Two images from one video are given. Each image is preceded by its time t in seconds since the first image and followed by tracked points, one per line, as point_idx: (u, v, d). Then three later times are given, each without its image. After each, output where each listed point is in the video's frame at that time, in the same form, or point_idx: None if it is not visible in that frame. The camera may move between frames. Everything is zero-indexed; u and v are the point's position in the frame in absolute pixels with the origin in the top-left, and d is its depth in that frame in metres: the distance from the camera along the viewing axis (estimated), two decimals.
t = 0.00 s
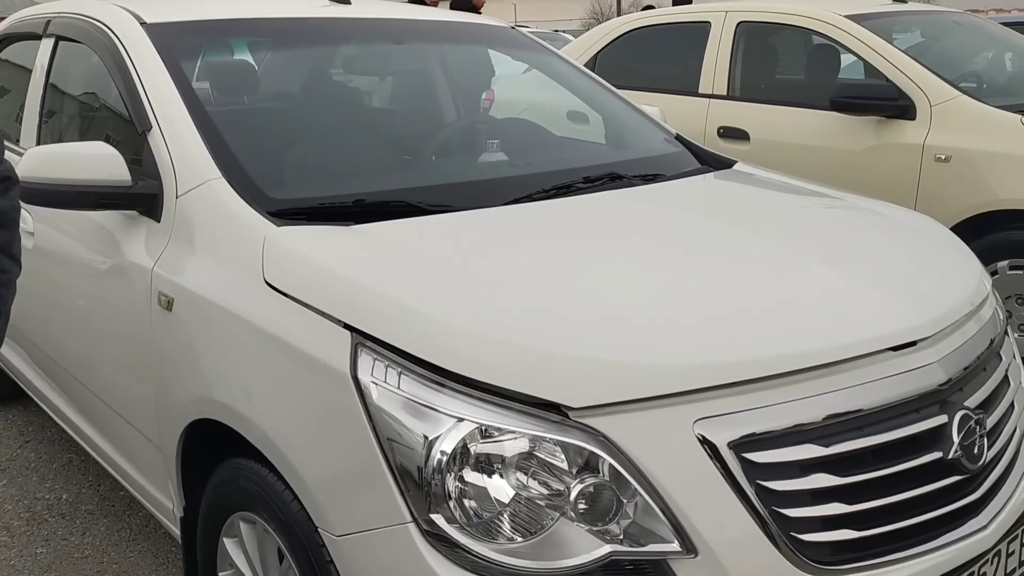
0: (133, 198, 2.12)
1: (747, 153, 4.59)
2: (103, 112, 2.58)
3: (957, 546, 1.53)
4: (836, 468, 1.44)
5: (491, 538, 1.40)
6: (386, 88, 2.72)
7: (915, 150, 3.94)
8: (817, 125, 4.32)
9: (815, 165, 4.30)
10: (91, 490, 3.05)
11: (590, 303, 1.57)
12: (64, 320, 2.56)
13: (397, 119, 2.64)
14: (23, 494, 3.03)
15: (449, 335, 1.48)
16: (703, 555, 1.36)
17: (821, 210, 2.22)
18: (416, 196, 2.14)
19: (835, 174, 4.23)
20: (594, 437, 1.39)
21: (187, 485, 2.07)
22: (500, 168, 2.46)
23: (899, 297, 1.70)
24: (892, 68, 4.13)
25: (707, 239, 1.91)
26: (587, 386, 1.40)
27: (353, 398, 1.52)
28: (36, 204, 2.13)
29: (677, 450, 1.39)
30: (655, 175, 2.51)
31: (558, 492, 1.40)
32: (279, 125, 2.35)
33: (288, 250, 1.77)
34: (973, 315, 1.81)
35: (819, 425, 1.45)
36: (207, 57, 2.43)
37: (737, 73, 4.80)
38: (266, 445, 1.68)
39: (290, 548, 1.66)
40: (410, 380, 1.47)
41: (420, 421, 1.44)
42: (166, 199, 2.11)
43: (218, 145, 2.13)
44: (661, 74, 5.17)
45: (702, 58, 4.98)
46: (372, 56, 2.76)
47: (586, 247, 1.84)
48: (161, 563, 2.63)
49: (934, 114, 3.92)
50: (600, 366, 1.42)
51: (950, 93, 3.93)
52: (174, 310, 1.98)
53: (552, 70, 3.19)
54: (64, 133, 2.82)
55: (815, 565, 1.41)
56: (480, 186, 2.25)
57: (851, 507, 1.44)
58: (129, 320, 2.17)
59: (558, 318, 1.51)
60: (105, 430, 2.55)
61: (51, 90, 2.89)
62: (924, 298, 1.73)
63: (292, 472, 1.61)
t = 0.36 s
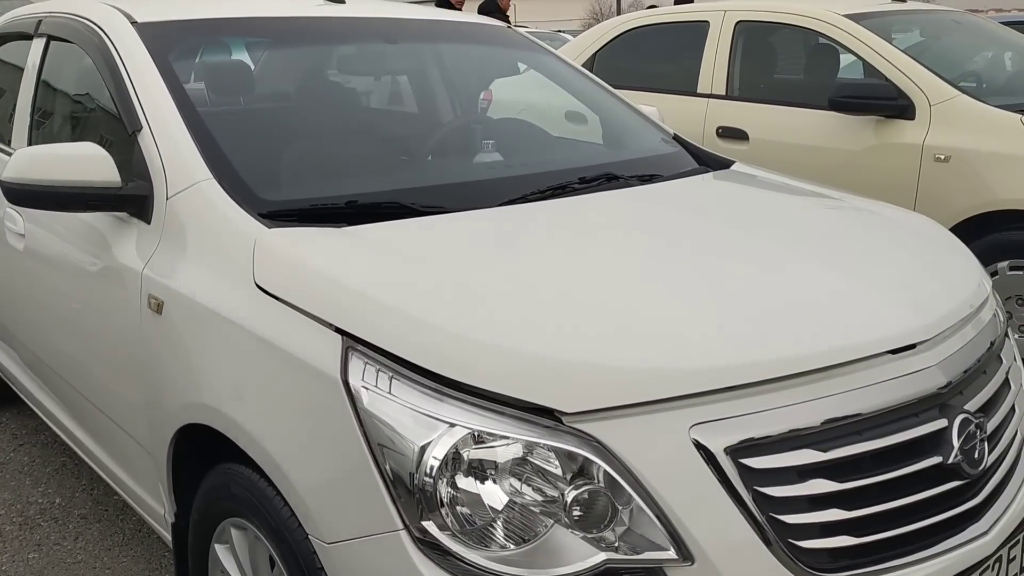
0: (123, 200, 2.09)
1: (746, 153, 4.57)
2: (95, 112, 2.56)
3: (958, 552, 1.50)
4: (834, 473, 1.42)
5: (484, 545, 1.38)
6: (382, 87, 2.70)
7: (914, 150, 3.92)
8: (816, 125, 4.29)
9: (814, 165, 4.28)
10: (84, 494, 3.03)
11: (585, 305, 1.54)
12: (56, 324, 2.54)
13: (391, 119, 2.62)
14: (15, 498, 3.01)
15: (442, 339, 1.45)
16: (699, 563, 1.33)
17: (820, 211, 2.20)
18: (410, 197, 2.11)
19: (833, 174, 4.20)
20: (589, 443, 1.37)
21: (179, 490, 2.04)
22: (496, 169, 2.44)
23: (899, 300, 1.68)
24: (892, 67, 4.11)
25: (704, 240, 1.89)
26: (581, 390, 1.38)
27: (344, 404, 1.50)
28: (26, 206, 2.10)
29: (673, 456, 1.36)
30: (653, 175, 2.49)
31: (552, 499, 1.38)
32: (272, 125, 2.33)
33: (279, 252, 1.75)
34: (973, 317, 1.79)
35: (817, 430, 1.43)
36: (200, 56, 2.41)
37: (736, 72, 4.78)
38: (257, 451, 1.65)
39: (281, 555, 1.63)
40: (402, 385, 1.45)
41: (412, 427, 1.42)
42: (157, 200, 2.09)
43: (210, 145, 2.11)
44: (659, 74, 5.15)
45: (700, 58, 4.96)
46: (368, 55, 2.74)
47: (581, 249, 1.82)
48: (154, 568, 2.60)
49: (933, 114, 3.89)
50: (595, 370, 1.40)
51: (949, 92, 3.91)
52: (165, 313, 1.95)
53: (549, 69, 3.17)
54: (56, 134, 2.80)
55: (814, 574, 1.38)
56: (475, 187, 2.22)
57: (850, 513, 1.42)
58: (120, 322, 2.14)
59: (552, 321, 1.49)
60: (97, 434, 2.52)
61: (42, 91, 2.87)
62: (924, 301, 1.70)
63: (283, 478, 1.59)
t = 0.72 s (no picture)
0: (128, 204, 2.07)
1: (749, 155, 4.56)
2: (98, 115, 2.54)
3: (976, 560, 1.49)
4: (851, 480, 1.41)
5: (498, 555, 1.36)
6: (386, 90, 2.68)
7: (919, 152, 3.91)
8: (819, 126, 4.28)
9: (817, 167, 4.27)
10: (87, 499, 3.01)
11: (599, 310, 1.53)
12: (59, 329, 2.52)
13: (396, 122, 2.60)
14: (18, 503, 2.99)
15: (454, 345, 1.44)
16: (716, 571, 1.31)
17: (830, 214, 2.19)
18: (418, 200, 2.10)
19: (837, 175, 4.19)
20: (603, 450, 1.35)
21: (185, 497, 2.02)
22: (503, 172, 2.42)
23: (913, 304, 1.66)
24: (896, 69, 4.09)
25: (715, 244, 1.88)
26: (596, 397, 1.36)
27: (354, 411, 1.48)
28: (30, 210, 2.09)
29: (689, 464, 1.35)
30: (660, 178, 2.47)
31: (566, 507, 1.36)
32: (276, 128, 2.31)
33: (287, 257, 1.73)
34: (988, 322, 1.78)
35: (834, 437, 1.41)
36: (203, 59, 2.39)
37: (738, 74, 4.77)
38: (265, 458, 1.63)
39: (290, 563, 1.61)
40: (414, 392, 1.43)
41: (425, 435, 1.40)
42: (162, 204, 2.07)
43: (215, 149, 2.09)
44: (662, 75, 5.13)
45: (703, 59, 4.94)
46: (372, 58, 2.72)
47: (592, 254, 1.80)
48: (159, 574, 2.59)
49: (938, 115, 3.88)
50: (610, 376, 1.38)
51: (954, 94, 3.89)
52: (171, 318, 1.93)
53: (553, 70, 3.16)
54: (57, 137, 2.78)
55: None
56: (483, 190, 2.21)
57: (868, 521, 1.40)
58: (125, 328, 2.13)
59: (566, 327, 1.47)
60: (101, 439, 2.51)
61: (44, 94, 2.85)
62: (939, 305, 1.69)
63: (292, 485, 1.57)
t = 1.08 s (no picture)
0: (136, 206, 2.06)
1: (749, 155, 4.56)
2: (101, 117, 2.52)
3: (995, 559, 1.49)
4: (871, 480, 1.41)
5: (519, 557, 1.36)
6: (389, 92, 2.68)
7: (920, 152, 3.91)
8: (819, 127, 4.29)
9: (818, 167, 4.27)
10: (90, 503, 2.99)
11: (616, 312, 1.52)
12: (63, 332, 2.50)
13: (400, 124, 2.60)
14: (21, 507, 2.97)
15: (473, 347, 1.43)
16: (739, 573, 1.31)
17: (839, 214, 2.19)
18: (428, 202, 2.09)
19: (838, 175, 4.20)
20: (624, 452, 1.34)
21: (194, 500, 2.01)
22: (510, 173, 2.42)
23: (928, 305, 1.66)
24: (896, 69, 4.10)
25: (729, 245, 1.88)
26: (617, 399, 1.36)
27: (371, 413, 1.47)
28: (37, 213, 2.07)
29: (711, 465, 1.34)
30: (668, 179, 2.47)
31: (585, 508, 1.35)
32: (282, 130, 2.30)
33: (300, 259, 1.72)
34: (1001, 322, 1.78)
35: (853, 438, 1.41)
36: (208, 61, 2.38)
37: (738, 74, 4.77)
38: (279, 461, 1.62)
39: (306, 567, 1.61)
40: (432, 394, 1.43)
41: (444, 437, 1.39)
42: (170, 206, 2.06)
43: (224, 151, 2.08)
44: (661, 76, 5.14)
45: (702, 60, 4.95)
46: (375, 59, 2.71)
47: (605, 255, 1.79)
48: None
49: (938, 115, 3.89)
50: (631, 378, 1.37)
51: (954, 94, 3.90)
52: (181, 320, 1.92)
53: (556, 70, 3.15)
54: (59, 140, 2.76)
55: None
56: (492, 191, 2.20)
57: (888, 521, 1.40)
58: (132, 330, 2.11)
59: (585, 329, 1.47)
60: (106, 443, 2.49)
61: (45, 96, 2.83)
62: (953, 306, 1.69)
63: (308, 488, 1.56)
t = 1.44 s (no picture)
0: (143, 205, 2.07)
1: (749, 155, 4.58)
2: (106, 116, 2.53)
3: (997, 554, 1.51)
4: (875, 475, 1.42)
5: (527, 552, 1.37)
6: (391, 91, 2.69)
7: (919, 151, 3.93)
8: (819, 126, 4.31)
9: (817, 166, 4.29)
10: (94, 501, 3.00)
11: (623, 309, 1.54)
12: (69, 331, 2.52)
13: (402, 124, 2.61)
14: (25, 505, 2.98)
15: (481, 344, 1.44)
16: (746, 567, 1.32)
17: (841, 212, 2.20)
18: (432, 201, 2.10)
19: (838, 175, 4.21)
20: (631, 447, 1.36)
21: (201, 497, 2.03)
22: (514, 172, 2.44)
23: (930, 302, 1.68)
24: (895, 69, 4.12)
25: (732, 243, 1.89)
26: (624, 395, 1.37)
27: (379, 410, 1.48)
28: (44, 212, 2.08)
29: (717, 460, 1.36)
30: (670, 178, 2.49)
31: (592, 503, 1.37)
32: (286, 130, 2.32)
33: (307, 256, 1.73)
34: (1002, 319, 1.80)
35: (857, 433, 1.43)
36: (212, 61, 2.39)
37: (738, 74, 4.79)
38: (286, 457, 1.63)
39: (313, 562, 1.62)
40: (441, 390, 1.44)
41: (453, 433, 1.40)
42: (177, 205, 2.07)
43: (229, 150, 2.09)
44: (661, 76, 5.15)
45: (702, 60, 4.97)
46: (377, 59, 2.73)
47: (611, 253, 1.81)
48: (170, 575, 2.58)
49: (938, 115, 3.91)
50: (638, 374, 1.39)
51: (953, 94, 3.92)
52: (188, 318, 1.93)
53: (556, 69, 3.16)
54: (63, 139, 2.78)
55: None
56: (496, 190, 2.22)
57: (891, 516, 1.42)
58: (138, 329, 2.12)
59: (592, 325, 1.48)
60: (112, 441, 2.50)
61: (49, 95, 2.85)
62: (955, 302, 1.70)
63: (315, 484, 1.57)
